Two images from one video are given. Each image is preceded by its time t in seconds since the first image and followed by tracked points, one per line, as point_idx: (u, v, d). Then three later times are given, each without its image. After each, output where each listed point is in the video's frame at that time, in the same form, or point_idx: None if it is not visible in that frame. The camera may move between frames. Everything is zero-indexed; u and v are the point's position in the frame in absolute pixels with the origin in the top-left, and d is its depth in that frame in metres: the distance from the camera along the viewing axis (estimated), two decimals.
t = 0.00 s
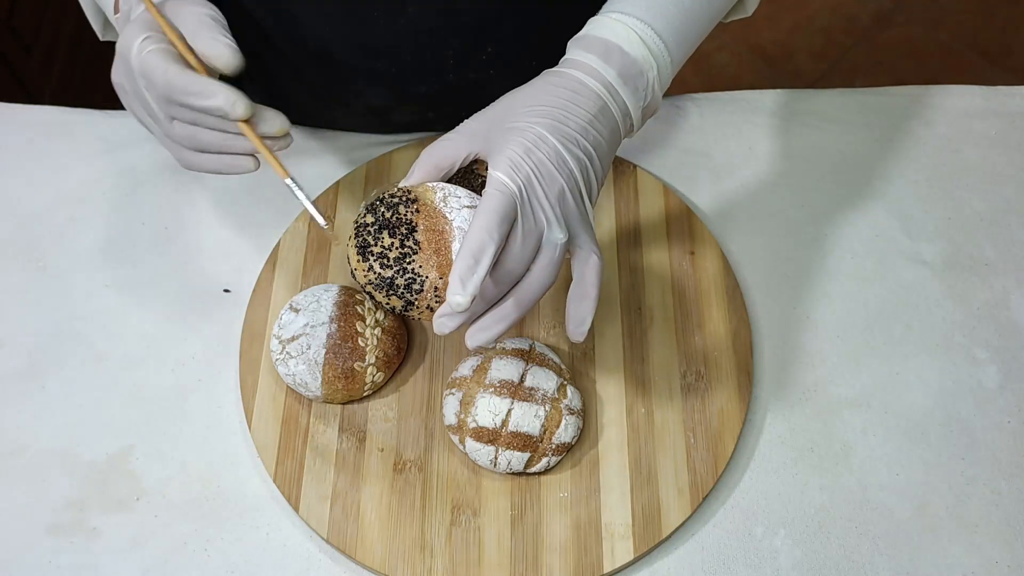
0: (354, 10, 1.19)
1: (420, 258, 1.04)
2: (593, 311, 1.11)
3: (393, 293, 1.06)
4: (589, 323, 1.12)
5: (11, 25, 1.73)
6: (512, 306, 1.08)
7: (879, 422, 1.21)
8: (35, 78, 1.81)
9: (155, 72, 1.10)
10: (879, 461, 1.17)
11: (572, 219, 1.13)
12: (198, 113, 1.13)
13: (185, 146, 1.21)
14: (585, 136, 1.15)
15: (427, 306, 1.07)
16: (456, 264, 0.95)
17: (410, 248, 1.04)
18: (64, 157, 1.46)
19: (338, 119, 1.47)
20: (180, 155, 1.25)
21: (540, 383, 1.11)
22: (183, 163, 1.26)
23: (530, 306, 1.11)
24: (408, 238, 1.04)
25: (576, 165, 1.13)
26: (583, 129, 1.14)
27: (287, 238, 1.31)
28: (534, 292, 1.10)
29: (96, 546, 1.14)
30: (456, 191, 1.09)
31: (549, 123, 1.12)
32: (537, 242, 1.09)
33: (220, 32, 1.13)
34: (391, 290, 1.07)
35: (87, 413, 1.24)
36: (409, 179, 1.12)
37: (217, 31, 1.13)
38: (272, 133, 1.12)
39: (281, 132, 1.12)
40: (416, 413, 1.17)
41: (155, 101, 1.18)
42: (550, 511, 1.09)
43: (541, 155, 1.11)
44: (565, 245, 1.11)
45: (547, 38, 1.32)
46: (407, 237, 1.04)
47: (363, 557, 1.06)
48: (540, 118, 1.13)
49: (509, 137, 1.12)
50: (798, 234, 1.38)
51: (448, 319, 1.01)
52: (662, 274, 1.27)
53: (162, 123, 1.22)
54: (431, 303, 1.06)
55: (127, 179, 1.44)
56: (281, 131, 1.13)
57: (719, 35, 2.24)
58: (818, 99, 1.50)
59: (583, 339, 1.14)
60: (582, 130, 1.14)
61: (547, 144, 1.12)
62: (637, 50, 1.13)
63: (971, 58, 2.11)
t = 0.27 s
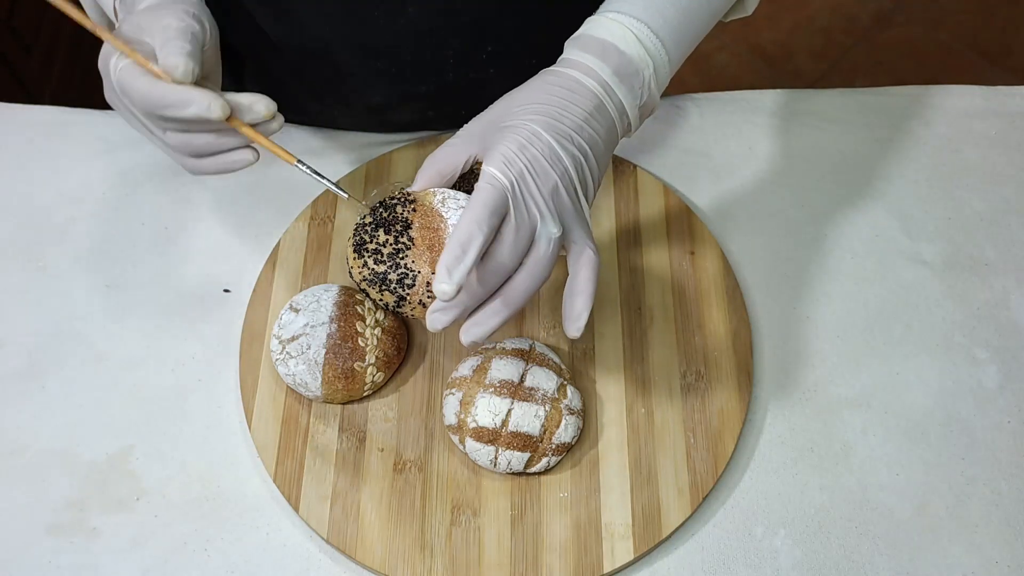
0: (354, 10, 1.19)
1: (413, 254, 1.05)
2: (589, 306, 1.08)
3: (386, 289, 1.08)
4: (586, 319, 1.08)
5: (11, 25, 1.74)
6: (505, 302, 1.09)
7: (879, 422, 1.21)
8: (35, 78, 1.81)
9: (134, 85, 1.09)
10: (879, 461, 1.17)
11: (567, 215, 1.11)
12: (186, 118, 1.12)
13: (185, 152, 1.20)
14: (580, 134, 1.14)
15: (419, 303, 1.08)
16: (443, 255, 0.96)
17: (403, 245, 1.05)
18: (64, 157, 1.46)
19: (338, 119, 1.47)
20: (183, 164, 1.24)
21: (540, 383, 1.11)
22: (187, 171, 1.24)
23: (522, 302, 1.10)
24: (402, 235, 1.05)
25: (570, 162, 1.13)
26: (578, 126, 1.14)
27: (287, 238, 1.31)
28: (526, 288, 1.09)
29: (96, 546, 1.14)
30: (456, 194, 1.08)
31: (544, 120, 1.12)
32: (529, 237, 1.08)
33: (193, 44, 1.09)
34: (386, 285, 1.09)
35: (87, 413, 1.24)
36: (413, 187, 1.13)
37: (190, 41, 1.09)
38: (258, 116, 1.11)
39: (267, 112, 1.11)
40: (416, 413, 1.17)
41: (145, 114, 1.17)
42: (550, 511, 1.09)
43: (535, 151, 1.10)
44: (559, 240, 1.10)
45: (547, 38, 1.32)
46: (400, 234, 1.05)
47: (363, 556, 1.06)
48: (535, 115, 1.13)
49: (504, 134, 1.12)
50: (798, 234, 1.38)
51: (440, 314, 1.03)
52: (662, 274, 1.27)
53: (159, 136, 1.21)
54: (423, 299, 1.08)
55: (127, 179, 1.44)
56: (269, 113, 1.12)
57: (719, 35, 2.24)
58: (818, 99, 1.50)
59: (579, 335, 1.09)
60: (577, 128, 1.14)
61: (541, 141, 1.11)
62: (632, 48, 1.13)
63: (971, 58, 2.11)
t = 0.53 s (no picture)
0: (354, 10, 1.19)
1: (410, 250, 1.05)
2: (588, 300, 1.06)
3: (382, 284, 1.08)
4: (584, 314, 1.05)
5: (11, 25, 1.74)
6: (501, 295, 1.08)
7: (879, 422, 1.21)
8: (35, 78, 1.81)
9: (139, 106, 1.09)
10: (879, 461, 1.17)
11: (564, 210, 1.11)
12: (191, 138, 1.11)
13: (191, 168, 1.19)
14: (578, 129, 1.14)
15: (415, 298, 1.08)
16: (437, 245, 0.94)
17: (401, 240, 1.05)
18: (65, 157, 1.46)
19: (338, 119, 1.47)
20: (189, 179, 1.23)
21: (540, 383, 1.11)
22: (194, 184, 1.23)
23: (518, 297, 1.09)
24: (399, 231, 1.05)
25: (568, 157, 1.12)
26: (576, 121, 1.14)
27: (287, 238, 1.31)
28: (522, 283, 1.08)
29: (96, 546, 1.14)
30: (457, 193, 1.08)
31: (542, 115, 1.12)
32: (526, 230, 1.07)
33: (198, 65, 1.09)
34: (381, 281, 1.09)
35: (87, 413, 1.24)
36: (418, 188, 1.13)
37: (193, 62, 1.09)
38: (267, 132, 1.08)
39: (277, 129, 1.08)
40: (416, 413, 1.17)
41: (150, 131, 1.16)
42: (550, 511, 1.09)
43: (532, 145, 1.10)
44: (557, 233, 1.10)
45: (547, 38, 1.32)
46: (399, 230, 1.05)
47: (363, 556, 1.06)
48: (533, 111, 1.13)
49: (502, 129, 1.12)
50: (798, 234, 1.38)
51: (436, 309, 1.03)
52: (662, 274, 1.27)
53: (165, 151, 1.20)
54: (420, 294, 1.08)
55: (127, 179, 1.44)
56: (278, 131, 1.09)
57: (719, 35, 2.24)
58: (818, 99, 1.50)
59: (577, 329, 1.05)
60: (575, 123, 1.14)
61: (539, 135, 1.11)
62: (630, 44, 1.13)
63: (971, 58, 2.11)
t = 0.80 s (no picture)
0: (354, 11, 1.19)
1: (409, 252, 1.06)
2: (588, 301, 1.06)
3: (382, 285, 1.10)
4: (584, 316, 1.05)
5: (11, 24, 1.74)
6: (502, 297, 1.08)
7: (879, 422, 1.21)
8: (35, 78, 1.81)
9: (145, 100, 1.09)
10: (879, 461, 1.17)
11: (563, 211, 1.11)
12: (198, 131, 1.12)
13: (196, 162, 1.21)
14: (577, 130, 1.14)
15: (415, 300, 1.11)
16: (437, 247, 0.95)
17: (400, 242, 1.07)
18: (65, 157, 1.46)
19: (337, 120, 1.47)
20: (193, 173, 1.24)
21: (540, 383, 1.11)
22: (197, 179, 1.25)
23: (517, 299, 1.09)
24: (399, 233, 1.07)
25: (566, 159, 1.12)
26: (575, 122, 1.14)
27: (287, 238, 1.31)
28: (521, 284, 1.09)
29: (96, 546, 1.14)
30: (456, 195, 1.09)
31: (541, 117, 1.12)
32: (525, 232, 1.07)
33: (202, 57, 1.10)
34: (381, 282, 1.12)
35: (87, 413, 1.24)
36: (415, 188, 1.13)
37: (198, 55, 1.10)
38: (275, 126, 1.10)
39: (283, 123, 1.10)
40: (416, 413, 1.17)
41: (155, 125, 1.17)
42: (550, 511, 1.09)
43: (531, 147, 1.10)
44: (556, 235, 1.09)
45: (547, 38, 1.32)
46: (398, 232, 1.07)
47: (363, 556, 1.06)
48: (532, 113, 1.13)
49: (501, 131, 1.12)
50: (798, 234, 1.38)
51: (437, 311, 1.03)
52: (662, 274, 1.27)
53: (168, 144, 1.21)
54: (419, 296, 1.10)
55: (127, 179, 1.44)
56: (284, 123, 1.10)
57: (719, 35, 2.24)
58: (818, 99, 1.50)
59: (578, 331, 1.06)
60: (573, 124, 1.13)
61: (538, 137, 1.11)
62: (629, 45, 1.13)
63: (971, 58, 2.11)
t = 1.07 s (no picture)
0: (354, 12, 1.19)
1: (421, 258, 1.04)
2: (599, 302, 1.07)
3: (393, 294, 1.07)
4: (595, 317, 1.07)
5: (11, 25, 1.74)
6: (514, 304, 1.07)
7: (878, 422, 1.21)
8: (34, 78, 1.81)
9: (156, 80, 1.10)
10: (879, 461, 1.17)
11: (572, 212, 1.12)
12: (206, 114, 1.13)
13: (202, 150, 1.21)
14: (582, 130, 1.14)
15: (428, 306, 1.07)
16: (452, 257, 0.95)
17: (410, 248, 1.04)
18: (64, 157, 1.46)
19: (337, 120, 1.46)
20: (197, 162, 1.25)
21: (540, 383, 1.11)
22: (198, 167, 1.25)
23: (530, 302, 1.09)
24: (408, 239, 1.05)
25: (573, 159, 1.13)
26: (580, 122, 1.14)
27: (287, 238, 1.31)
28: (535, 287, 1.09)
29: (96, 546, 1.14)
30: (459, 195, 1.08)
31: (546, 118, 1.13)
32: (535, 235, 1.08)
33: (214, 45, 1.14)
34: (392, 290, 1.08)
35: (87, 413, 1.24)
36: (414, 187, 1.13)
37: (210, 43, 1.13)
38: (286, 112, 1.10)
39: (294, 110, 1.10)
40: (416, 413, 1.17)
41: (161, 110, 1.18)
42: (550, 511, 1.09)
43: (538, 149, 1.11)
44: (566, 237, 1.10)
45: (546, 38, 1.32)
46: (407, 237, 1.05)
47: (363, 556, 1.06)
48: (537, 114, 1.14)
49: (507, 133, 1.13)
50: (798, 234, 1.38)
51: (451, 317, 1.02)
52: (662, 275, 1.27)
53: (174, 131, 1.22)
54: (433, 302, 1.07)
55: (127, 179, 1.44)
56: (295, 111, 1.11)
57: (719, 35, 2.24)
58: (818, 99, 1.50)
59: (589, 332, 1.09)
60: (579, 124, 1.14)
61: (544, 139, 1.12)
62: (631, 44, 1.13)
63: (971, 58, 2.11)
